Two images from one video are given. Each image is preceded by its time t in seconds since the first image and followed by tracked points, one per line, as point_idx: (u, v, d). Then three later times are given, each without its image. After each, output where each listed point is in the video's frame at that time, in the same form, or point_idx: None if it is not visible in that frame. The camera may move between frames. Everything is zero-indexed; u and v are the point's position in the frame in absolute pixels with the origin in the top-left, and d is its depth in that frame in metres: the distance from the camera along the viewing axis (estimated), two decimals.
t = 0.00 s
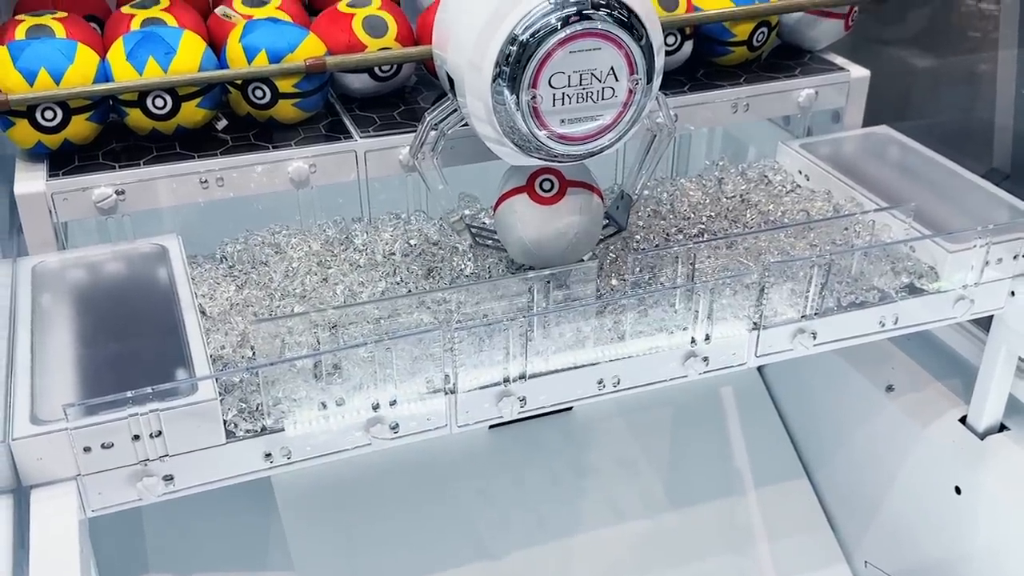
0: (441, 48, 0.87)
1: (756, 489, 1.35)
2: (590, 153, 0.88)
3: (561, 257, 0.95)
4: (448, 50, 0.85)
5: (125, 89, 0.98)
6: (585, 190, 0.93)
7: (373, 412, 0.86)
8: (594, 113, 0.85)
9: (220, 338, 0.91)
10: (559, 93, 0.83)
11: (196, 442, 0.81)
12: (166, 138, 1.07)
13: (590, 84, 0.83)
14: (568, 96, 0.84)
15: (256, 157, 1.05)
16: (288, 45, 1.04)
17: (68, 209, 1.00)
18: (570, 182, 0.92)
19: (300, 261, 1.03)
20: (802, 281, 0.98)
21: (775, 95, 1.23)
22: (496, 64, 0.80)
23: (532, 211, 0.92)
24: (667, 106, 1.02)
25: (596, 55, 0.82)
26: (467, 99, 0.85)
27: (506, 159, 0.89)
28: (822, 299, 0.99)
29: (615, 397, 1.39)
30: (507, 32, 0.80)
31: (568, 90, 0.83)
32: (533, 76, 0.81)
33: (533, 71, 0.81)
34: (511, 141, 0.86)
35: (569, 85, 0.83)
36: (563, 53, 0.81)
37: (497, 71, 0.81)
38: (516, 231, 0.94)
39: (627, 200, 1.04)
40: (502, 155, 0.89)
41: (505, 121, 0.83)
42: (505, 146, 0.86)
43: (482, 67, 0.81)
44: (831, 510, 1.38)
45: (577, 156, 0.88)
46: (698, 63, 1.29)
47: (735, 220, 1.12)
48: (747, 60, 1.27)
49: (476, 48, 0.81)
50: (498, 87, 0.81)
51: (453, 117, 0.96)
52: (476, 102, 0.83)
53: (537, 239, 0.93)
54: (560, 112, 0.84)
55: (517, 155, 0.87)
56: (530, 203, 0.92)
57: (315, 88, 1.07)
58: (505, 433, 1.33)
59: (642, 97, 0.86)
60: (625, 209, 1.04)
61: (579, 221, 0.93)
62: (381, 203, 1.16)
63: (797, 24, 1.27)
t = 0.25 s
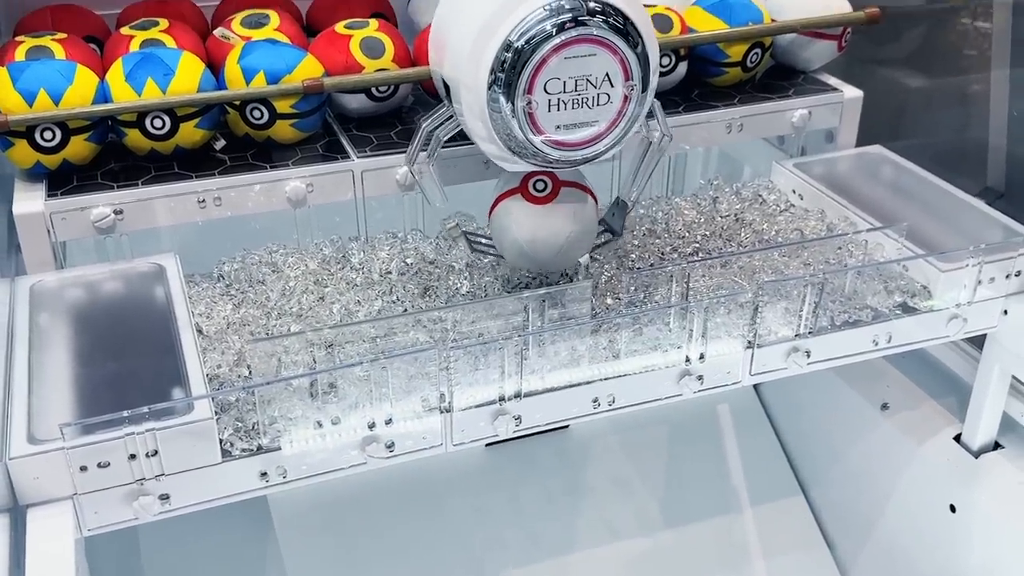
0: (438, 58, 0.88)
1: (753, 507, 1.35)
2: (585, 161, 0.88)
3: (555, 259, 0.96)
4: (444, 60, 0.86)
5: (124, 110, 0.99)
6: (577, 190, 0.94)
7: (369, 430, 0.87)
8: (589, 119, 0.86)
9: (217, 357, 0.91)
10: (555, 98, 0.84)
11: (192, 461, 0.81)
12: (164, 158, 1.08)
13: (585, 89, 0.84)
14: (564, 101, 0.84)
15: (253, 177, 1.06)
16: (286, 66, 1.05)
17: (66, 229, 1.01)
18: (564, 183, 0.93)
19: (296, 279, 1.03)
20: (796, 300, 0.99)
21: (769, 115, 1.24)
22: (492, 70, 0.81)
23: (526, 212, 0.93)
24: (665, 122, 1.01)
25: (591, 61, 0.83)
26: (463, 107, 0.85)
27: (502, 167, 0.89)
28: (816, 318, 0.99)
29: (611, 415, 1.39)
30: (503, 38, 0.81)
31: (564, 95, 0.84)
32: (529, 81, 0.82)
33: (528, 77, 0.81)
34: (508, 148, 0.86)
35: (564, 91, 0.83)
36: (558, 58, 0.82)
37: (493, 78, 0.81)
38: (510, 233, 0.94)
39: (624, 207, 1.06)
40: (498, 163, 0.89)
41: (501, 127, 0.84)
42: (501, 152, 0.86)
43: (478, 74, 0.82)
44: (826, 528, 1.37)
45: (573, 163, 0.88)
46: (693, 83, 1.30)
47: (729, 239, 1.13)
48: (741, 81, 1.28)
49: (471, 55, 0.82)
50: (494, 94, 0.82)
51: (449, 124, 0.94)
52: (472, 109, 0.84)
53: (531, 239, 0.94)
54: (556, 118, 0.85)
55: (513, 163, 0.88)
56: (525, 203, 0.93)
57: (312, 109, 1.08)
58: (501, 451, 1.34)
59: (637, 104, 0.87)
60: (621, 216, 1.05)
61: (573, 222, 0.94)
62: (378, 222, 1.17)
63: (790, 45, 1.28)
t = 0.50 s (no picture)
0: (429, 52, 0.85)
1: (747, 530, 1.35)
2: (581, 155, 0.85)
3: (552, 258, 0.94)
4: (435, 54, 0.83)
5: (121, 137, 1.00)
6: (572, 187, 0.93)
7: (363, 455, 0.87)
8: (585, 112, 0.83)
9: (211, 382, 0.92)
10: (550, 92, 0.81)
11: (186, 486, 0.81)
12: (161, 184, 1.09)
13: (580, 82, 0.81)
14: (559, 95, 0.81)
15: (249, 203, 1.07)
16: (282, 93, 1.07)
17: (63, 254, 1.01)
18: (559, 179, 0.92)
19: (291, 304, 1.04)
20: (787, 324, 1.00)
21: (760, 140, 1.26)
22: (485, 65, 0.78)
23: (521, 209, 0.92)
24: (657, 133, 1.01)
25: (586, 53, 0.80)
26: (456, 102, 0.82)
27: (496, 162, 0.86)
28: (807, 342, 1.00)
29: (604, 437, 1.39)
30: (495, 32, 0.78)
31: (559, 89, 0.81)
32: (523, 75, 0.79)
33: (522, 70, 0.79)
34: (502, 143, 0.83)
35: (559, 83, 0.80)
36: (553, 51, 0.79)
37: (486, 73, 0.79)
38: (506, 231, 0.93)
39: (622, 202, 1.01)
40: (492, 158, 0.86)
41: (495, 122, 0.81)
42: (496, 147, 0.84)
43: (470, 69, 0.79)
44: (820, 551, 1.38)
45: (568, 157, 0.85)
46: (685, 109, 1.31)
47: (721, 262, 1.14)
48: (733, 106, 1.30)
49: (463, 51, 0.79)
50: (487, 89, 0.79)
51: (444, 120, 0.91)
52: (465, 106, 0.81)
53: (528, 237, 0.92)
54: (551, 112, 0.82)
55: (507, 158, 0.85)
56: (520, 200, 0.92)
57: (308, 135, 1.09)
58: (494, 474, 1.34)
59: (633, 98, 0.84)
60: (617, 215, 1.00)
61: (569, 219, 0.92)
62: (373, 247, 1.17)
63: (781, 72, 1.30)
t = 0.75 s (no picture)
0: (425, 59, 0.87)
1: (738, 562, 1.35)
2: (575, 158, 0.86)
3: (547, 262, 0.97)
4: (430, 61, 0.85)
5: (117, 175, 1.01)
6: (565, 192, 0.96)
7: (355, 491, 0.88)
8: (579, 115, 0.84)
9: (206, 418, 0.92)
10: (543, 95, 0.82)
11: (180, 523, 0.82)
12: (156, 221, 1.10)
13: (574, 85, 0.83)
14: (552, 98, 0.83)
15: (243, 239, 1.08)
16: (277, 131, 1.08)
17: (58, 291, 1.02)
18: (552, 184, 0.96)
19: (285, 338, 1.05)
20: (775, 359, 1.01)
21: (747, 175, 1.28)
22: (478, 71, 0.80)
23: (515, 213, 0.95)
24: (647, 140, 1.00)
25: (579, 56, 0.82)
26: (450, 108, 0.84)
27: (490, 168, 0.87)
28: (795, 376, 1.02)
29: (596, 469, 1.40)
30: (486, 36, 0.80)
31: (552, 91, 0.82)
32: (516, 79, 0.81)
33: (515, 74, 0.80)
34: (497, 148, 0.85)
35: (552, 86, 0.82)
36: (546, 54, 0.81)
37: (480, 78, 0.80)
38: (500, 235, 0.96)
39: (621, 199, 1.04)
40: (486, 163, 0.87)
41: (488, 126, 0.83)
42: (489, 152, 0.85)
43: (464, 75, 0.81)
44: None
45: (563, 160, 0.86)
46: (674, 145, 1.33)
47: (709, 297, 1.15)
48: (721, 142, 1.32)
49: (457, 56, 0.81)
50: (481, 94, 0.81)
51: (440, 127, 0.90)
52: (460, 112, 0.83)
53: (522, 241, 0.95)
54: (544, 115, 0.83)
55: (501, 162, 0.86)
56: (513, 204, 0.95)
57: (302, 171, 1.11)
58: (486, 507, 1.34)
59: (626, 101, 0.86)
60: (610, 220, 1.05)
61: (563, 222, 0.95)
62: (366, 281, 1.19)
63: (767, 108, 1.32)
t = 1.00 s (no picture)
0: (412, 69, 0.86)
1: None
2: (564, 167, 0.86)
3: (537, 273, 0.95)
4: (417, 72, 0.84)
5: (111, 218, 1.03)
6: (554, 203, 0.96)
7: (344, 531, 0.89)
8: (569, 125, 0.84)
9: (198, 459, 0.94)
10: (534, 104, 0.82)
11: (172, 565, 0.83)
12: (149, 262, 1.12)
13: (564, 95, 0.83)
14: (543, 108, 0.82)
15: (235, 280, 1.09)
16: (269, 174, 1.10)
17: (53, 333, 1.03)
18: (541, 195, 0.95)
19: (277, 378, 1.07)
20: (760, 397, 1.03)
21: (732, 214, 1.30)
22: (468, 83, 0.80)
23: (505, 224, 0.94)
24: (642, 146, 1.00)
25: (569, 65, 0.82)
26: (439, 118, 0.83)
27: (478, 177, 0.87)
28: (779, 414, 1.03)
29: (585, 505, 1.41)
30: (476, 49, 0.79)
31: (543, 101, 0.82)
32: (506, 89, 0.80)
33: (506, 85, 0.80)
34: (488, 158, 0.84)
35: (543, 96, 0.81)
36: (536, 63, 0.80)
37: (470, 89, 0.80)
38: (491, 246, 0.95)
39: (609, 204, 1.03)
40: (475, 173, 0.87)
41: (479, 137, 0.82)
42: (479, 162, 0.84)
43: (454, 89, 0.80)
44: None
45: (552, 168, 0.86)
46: (660, 184, 1.36)
47: (695, 335, 1.17)
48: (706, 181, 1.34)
49: (445, 69, 0.80)
50: (471, 106, 0.80)
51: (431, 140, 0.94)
52: (451, 125, 0.82)
53: (512, 251, 0.94)
54: (535, 125, 0.83)
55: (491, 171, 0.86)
56: (503, 214, 0.94)
57: (294, 213, 1.13)
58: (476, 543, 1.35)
59: (615, 109, 0.86)
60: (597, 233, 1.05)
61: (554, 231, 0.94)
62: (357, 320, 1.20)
63: (751, 148, 1.35)
